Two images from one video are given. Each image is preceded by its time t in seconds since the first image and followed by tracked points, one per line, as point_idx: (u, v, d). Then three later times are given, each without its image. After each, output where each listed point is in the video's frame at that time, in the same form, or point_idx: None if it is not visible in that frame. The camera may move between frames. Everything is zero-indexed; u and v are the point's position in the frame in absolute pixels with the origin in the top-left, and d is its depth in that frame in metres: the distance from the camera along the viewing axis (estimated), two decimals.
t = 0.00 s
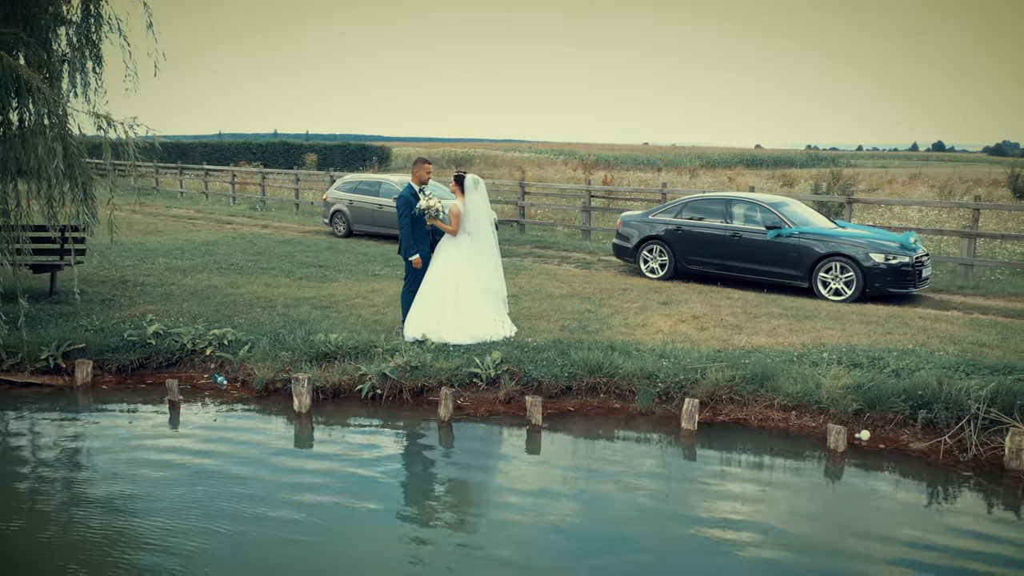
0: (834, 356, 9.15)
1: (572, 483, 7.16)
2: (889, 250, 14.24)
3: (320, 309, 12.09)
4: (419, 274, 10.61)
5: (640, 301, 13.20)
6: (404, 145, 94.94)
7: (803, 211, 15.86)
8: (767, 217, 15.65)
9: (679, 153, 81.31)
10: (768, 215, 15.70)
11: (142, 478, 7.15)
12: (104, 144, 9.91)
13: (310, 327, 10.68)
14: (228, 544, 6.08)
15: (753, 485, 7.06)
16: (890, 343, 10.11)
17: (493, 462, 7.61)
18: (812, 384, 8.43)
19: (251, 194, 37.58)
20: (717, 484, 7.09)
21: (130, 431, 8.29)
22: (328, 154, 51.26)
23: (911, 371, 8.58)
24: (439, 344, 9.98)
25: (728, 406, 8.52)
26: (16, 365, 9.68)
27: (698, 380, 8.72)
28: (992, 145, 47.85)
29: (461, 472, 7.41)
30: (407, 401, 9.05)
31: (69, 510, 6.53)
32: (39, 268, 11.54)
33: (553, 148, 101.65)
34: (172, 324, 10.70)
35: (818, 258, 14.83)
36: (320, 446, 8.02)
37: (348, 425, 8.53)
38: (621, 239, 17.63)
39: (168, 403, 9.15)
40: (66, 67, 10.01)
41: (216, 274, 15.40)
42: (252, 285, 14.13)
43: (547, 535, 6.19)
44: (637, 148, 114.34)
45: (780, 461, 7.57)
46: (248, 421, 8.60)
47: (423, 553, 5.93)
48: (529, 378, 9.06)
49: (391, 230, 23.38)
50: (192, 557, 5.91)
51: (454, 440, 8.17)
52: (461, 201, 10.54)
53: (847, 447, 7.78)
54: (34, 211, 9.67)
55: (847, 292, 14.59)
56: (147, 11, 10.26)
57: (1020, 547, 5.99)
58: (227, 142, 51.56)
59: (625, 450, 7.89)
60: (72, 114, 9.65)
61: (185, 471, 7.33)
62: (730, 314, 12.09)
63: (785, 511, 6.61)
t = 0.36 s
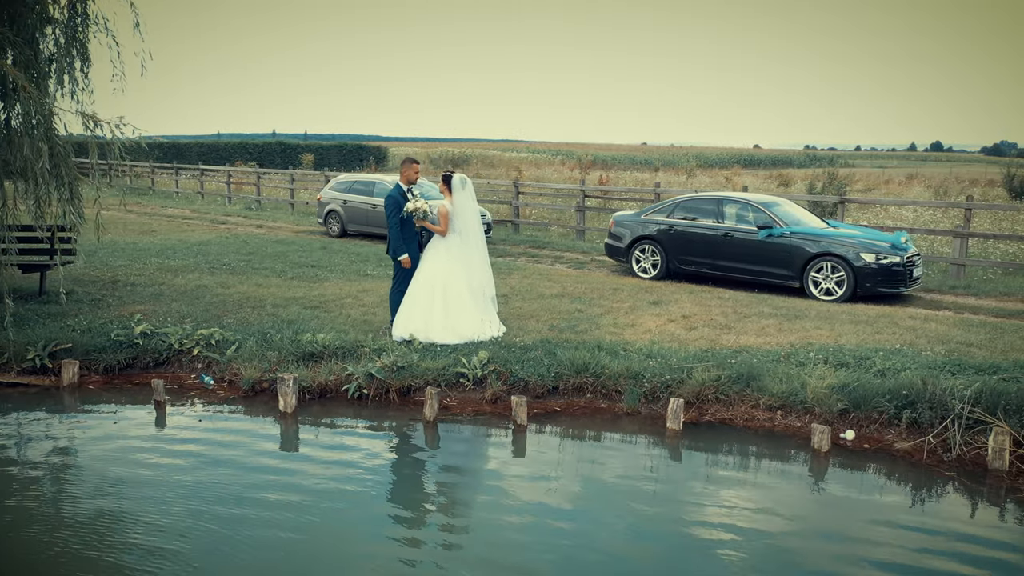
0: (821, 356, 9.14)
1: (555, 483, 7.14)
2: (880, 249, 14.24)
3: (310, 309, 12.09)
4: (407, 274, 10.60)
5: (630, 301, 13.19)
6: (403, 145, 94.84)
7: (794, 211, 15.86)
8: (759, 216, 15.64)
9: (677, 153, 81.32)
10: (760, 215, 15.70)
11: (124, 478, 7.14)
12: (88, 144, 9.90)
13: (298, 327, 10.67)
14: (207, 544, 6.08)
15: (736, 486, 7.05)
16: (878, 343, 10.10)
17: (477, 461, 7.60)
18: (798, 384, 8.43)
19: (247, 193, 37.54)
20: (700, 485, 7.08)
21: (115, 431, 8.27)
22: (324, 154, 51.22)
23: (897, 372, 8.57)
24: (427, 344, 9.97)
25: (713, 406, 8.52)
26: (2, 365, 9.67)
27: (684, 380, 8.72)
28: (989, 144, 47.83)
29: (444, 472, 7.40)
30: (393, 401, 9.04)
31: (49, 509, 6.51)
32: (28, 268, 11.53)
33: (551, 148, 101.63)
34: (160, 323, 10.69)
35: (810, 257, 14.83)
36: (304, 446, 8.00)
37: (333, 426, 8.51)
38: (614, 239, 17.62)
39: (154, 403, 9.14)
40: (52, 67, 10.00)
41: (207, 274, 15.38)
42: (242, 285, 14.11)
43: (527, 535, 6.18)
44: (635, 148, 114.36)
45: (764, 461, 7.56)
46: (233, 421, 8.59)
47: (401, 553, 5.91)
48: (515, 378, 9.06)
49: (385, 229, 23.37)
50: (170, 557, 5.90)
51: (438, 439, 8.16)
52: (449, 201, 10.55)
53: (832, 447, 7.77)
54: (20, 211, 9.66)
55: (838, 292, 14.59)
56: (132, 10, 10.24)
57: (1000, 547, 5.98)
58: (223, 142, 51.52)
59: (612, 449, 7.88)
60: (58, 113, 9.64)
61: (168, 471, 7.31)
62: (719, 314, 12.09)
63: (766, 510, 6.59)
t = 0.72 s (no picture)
0: (806, 356, 9.15)
1: (537, 483, 7.13)
2: (870, 250, 14.24)
3: (298, 309, 12.08)
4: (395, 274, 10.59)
5: (619, 301, 13.20)
6: (400, 144, 94.82)
7: (786, 211, 15.86)
8: (749, 216, 15.65)
9: (674, 152, 81.35)
10: (751, 215, 15.70)
11: (105, 476, 7.13)
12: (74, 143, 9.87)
13: (285, 327, 10.66)
14: (185, 543, 6.07)
15: (717, 485, 7.04)
16: (865, 343, 10.09)
17: (460, 461, 7.59)
18: (782, 384, 8.43)
19: (242, 193, 37.51)
20: (681, 485, 7.07)
21: (98, 430, 8.26)
22: (320, 154, 51.19)
23: (882, 372, 8.57)
24: (413, 344, 9.97)
25: (698, 406, 8.52)
26: None
27: (670, 381, 8.72)
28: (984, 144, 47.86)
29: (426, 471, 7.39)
30: (378, 402, 9.03)
31: (29, 507, 6.51)
32: (15, 269, 11.52)
33: (548, 147, 101.62)
34: (147, 324, 10.68)
35: (800, 257, 14.84)
36: (287, 446, 7.99)
37: (318, 426, 8.51)
38: (606, 239, 17.62)
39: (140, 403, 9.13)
40: (38, 67, 9.97)
41: (197, 274, 15.37)
42: (232, 285, 14.11)
43: (506, 535, 6.17)
44: (632, 148, 114.39)
45: (748, 461, 7.56)
46: (218, 421, 8.58)
47: (380, 554, 5.90)
48: (501, 378, 9.05)
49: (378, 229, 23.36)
50: (148, 556, 5.89)
51: (422, 439, 8.15)
52: (438, 201, 10.53)
53: (815, 447, 7.77)
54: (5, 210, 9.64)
55: (828, 292, 14.60)
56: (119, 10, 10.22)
57: (979, 548, 5.97)
58: (219, 142, 51.49)
59: (595, 449, 7.88)
60: (43, 113, 9.61)
61: (150, 470, 7.31)
62: (707, 314, 12.09)
63: (746, 510, 6.59)
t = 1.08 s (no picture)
0: (791, 356, 9.16)
1: (518, 482, 7.12)
2: (859, 250, 14.25)
3: (286, 309, 12.07)
4: (383, 275, 10.57)
5: (608, 301, 13.20)
6: (397, 144, 94.80)
7: (776, 211, 15.86)
8: (739, 216, 15.65)
9: (670, 153, 81.40)
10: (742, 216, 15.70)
11: (85, 475, 7.11)
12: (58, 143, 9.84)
13: (271, 328, 10.65)
14: (163, 539, 6.05)
15: (698, 485, 7.04)
16: (850, 343, 10.11)
17: (441, 461, 7.57)
18: (766, 384, 8.44)
19: (237, 193, 37.47)
20: (663, 484, 7.07)
21: (80, 430, 8.24)
22: (316, 154, 51.14)
23: (865, 372, 8.58)
24: (399, 345, 9.95)
25: (682, 406, 8.52)
26: None
27: (654, 381, 8.72)
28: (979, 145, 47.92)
29: (407, 471, 7.38)
30: (363, 402, 9.02)
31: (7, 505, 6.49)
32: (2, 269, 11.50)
33: (545, 147, 101.62)
34: (133, 324, 10.67)
35: (790, 258, 14.85)
36: (270, 445, 7.98)
37: (301, 426, 8.50)
38: (597, 239, 17.62)
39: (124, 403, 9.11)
40: (23, 67, 9.95)
41: (186, 274, 15.34)
42: (221, 285, 14.09)
43: (484, 534, 6.16)
44: (629, 149, 114.42)
45: (730, 460, 7.56)
46: (202, 421, 8.57)
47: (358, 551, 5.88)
48: (486, 378, 9.05)
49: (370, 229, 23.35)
50: (125, 551, 5.87)
51: (406, 439, 8.14)
52: (427, 201, 10.52)
53: (798, 447, 7.77)
54: None
55: (818, 292, 14.61)
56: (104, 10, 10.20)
57: (956, 547, 5.98)
58: (214, 142, 51.44)
59: (578, 449, 7.87)
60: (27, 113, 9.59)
61: (130, 468, 7.29)
62: (695, 314, 12.09)
63: (725, 509, 6.59)
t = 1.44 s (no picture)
0: (774, 357, 9.17)
1: (498, 481, 7.12)
2: (847, 250, 14.27)
3: (272, 310, 12.06)
4: (369, 275, 10.56)
5: (595, 302, 13.21)
6: (393, 144, 94.77)
7: (765, 211, 15.88)
8: (729, 217, 15.67)
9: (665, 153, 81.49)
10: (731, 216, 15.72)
11: (65, 472, 7.09)
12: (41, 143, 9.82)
13: (256, 329, 10.64)
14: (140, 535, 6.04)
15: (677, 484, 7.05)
16: (835, 343, 10.13)
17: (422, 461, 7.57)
18: (748, 384, 8.44)
19: (230, 193, 37.42)
20: (642, 484, 7.07)
21: (62, 429, 8.22)
22: (311, 154, 51.10)
23: (847, 372, 8.59)
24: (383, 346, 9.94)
25: (664, 407, 8.53)
26: None
27: (637, 381, 8.73)
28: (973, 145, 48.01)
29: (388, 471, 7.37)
30: (346, 403, 9.01)
31: None
32: None
33: (541, 148, 101.65)
34: (118, 325, 10.66)
35: (778, 258, 14.87)
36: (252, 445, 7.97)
37: (284, 427, 8.49)
38: (587, 239, 17.63)
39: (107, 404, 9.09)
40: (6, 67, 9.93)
41: (174, 275, 15.31)
42: (209, 286, 14.07)
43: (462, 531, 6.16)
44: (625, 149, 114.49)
45: (711, 460, 7.56)
46: (184, 421, 8.55)
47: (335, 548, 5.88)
48: (469, 379, 9.05)
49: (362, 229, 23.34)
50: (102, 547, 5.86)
51: (388, 439, 8.13)
52: (414, 201, 10.51)
53: (779, 447, 7.78)
54: None
55: (806, 292, 14.63)
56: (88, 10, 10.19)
57: (932, 545, 5.99)
58: (208, 142, 51.39)
59: (559, 449, 7.87)
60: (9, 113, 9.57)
61: (111, 466, 7.27)
62: (681, 314, 12.11)
63: (704, 508, 6.59)
